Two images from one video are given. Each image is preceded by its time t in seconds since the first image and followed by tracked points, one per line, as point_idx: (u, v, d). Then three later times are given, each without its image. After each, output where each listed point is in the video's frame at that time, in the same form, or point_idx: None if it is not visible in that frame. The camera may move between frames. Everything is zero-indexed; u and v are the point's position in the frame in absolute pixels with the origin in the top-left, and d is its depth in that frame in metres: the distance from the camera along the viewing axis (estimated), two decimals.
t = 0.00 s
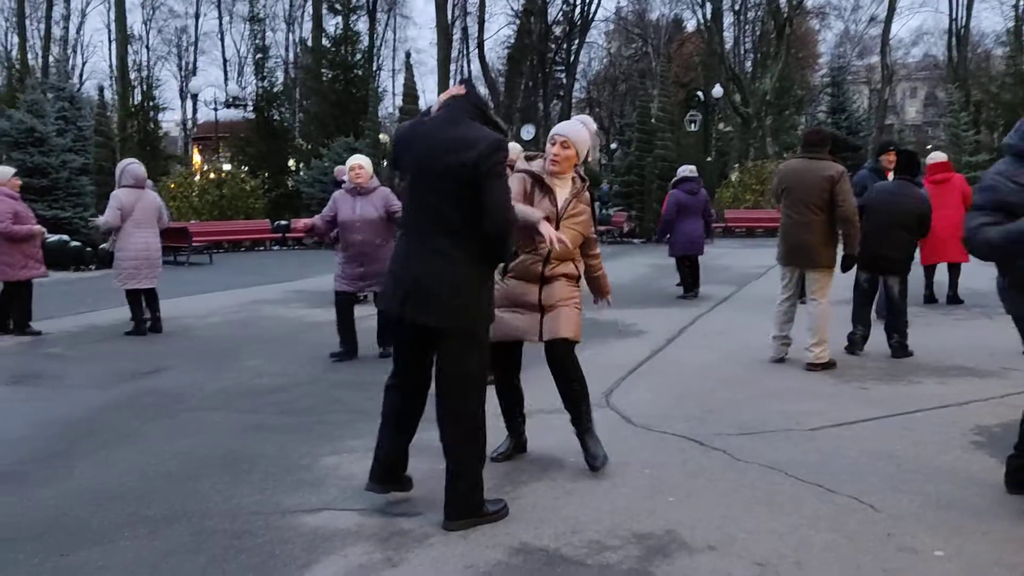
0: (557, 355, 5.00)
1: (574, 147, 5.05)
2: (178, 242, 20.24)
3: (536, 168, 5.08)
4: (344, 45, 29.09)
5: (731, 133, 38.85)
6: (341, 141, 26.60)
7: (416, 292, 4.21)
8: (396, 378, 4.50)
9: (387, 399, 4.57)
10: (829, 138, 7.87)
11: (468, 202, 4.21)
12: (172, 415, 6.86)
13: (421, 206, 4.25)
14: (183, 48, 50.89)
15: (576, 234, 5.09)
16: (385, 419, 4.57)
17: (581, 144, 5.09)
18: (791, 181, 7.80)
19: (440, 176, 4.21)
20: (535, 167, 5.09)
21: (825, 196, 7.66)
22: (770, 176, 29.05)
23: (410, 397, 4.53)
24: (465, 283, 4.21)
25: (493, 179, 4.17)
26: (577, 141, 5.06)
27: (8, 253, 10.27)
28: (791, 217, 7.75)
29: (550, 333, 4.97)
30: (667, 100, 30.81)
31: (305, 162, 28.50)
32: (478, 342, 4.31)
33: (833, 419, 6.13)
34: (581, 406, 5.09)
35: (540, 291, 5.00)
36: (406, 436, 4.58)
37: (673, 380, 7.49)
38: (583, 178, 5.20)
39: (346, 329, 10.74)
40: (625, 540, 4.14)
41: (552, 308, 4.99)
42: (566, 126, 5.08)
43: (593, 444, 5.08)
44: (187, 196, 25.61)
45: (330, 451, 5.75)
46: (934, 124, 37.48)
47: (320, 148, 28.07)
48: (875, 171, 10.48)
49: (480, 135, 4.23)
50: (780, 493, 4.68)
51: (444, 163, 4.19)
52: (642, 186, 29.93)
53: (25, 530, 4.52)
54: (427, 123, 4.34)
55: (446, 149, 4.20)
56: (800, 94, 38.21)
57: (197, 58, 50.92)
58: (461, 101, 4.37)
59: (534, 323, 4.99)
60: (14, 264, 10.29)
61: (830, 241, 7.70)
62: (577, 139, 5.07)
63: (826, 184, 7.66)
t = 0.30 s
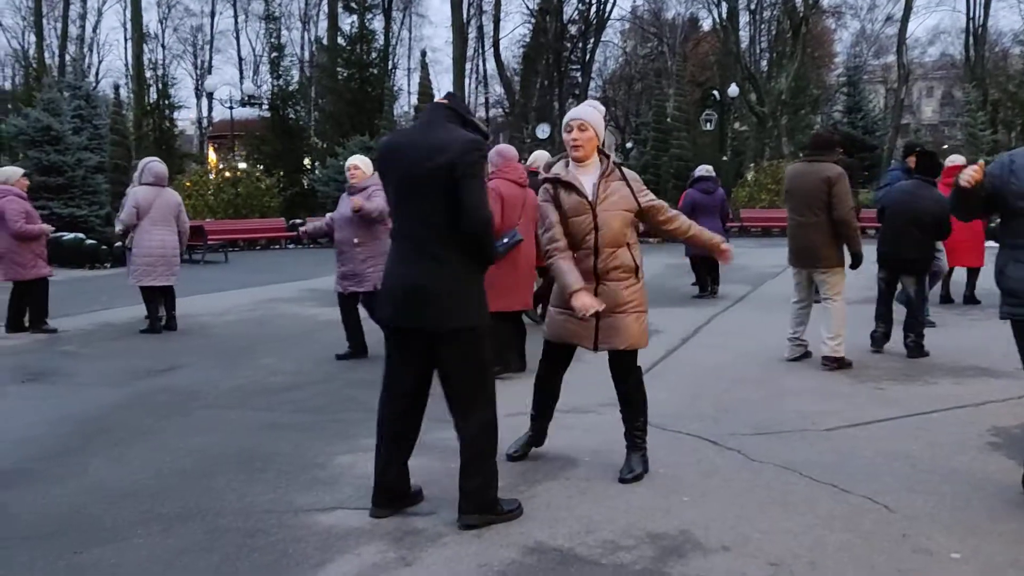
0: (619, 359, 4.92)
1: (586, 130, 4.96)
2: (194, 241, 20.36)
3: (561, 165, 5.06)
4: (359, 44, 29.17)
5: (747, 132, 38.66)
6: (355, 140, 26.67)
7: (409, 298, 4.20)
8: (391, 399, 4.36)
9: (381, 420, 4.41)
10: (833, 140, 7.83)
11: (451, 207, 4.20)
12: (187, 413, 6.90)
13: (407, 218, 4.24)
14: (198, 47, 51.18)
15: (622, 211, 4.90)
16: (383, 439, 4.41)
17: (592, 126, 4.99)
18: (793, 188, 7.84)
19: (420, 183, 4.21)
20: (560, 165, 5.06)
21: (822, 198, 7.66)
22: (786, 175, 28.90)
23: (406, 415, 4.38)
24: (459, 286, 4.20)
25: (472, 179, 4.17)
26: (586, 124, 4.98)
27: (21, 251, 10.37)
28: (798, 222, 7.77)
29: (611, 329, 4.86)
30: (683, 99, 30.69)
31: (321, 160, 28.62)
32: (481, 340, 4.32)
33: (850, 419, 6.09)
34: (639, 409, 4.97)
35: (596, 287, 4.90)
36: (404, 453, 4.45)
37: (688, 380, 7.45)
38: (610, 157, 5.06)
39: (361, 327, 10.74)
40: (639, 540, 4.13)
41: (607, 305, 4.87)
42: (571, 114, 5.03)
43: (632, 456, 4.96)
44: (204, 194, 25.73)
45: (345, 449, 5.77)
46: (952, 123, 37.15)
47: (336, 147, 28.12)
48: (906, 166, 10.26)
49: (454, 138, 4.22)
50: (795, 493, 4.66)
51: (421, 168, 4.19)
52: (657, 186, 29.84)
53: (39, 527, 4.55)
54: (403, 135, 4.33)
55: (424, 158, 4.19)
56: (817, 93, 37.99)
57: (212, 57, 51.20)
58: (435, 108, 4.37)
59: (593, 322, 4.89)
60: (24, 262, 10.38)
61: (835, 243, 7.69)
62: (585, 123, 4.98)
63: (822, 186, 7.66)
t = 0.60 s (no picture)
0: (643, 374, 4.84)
1: (594, 141, 4.94)
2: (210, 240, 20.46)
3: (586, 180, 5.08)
4: (376, 43, 29.22)
5: (764, 131, 38.47)
6: (371, 139, 26.71)
7: (387, 298, 4.30)
8: (390, 394, 4.45)
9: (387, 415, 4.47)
10: (848, 139, 7.72)
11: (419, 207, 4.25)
12: (202, 412, 6.92)
13: (388, 221, 4.38)
14: (217, 48, 51.49)
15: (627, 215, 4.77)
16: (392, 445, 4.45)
17: (604, 135, 4.95)
18: (803, 191, 7.84)
19: (396, 184, 4.32)
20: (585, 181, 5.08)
21: (829, 194, 7.64)
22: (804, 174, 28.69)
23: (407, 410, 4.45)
24: (429, 286, 4.23)
25: (432, 177, 4.18)
26: (597, 135, 4.95)
27: (41, 247, 10.46)
28: (804, 223, 7.82)
29: (629, 336, 4.76)
30: (700, 97, 30.57)
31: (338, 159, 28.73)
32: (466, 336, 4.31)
33: (867, 421, 6.02)
34: (653, 421, 4.88)
35: (614, 297, 4.82)
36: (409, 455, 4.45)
37: (701, 380, 7.41)
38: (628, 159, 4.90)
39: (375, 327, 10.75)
40: (652, 543, 4.09)
41: (625, 312, 4.77)
42: (584, 128, 5.04)
43: (643, 459, 4.89)
44: (221, 193, 25.85)
45: (358, 449, 5.76)
46: (972, 122, 36.81)
47: (352, 146, 28.21)
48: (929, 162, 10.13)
49: (424, 138, 4.28)
50: (811, 496, 4.61)
51: (397, 170, 4.32)
52: (673, 185, 29.73)
53: (54, 526, 4.57)
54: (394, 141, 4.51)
55: (398, 159, 4.32)
56: (835, 91, 37.75)
57: (231, 57, 51.50)
58: (423, 111, 4.47)
59: (613, 331, 4.82)
60: (44, 258, 10.47)
61: (841, 243, 7.67)
62: (596, 133, 4.96)
63: (831, 183, 7.63)
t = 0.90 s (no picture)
0: (645, 377, 4.81)
1: (598, 141, 5.03)
2: (227, 238, 20.54)
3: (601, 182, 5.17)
4: (391, 42, 29.17)
5: (782, 128, 38.20)
6: (387, 137, 26.71)
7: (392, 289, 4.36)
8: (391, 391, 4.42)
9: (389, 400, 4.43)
10: (866, 135, 7.64)
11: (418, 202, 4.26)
12: (214, 409, 6.93)
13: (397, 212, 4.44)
14: (235, 46, 51.74)
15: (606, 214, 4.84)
16: (395, 448, 4.41)
17: (610, 133, 5.04)
18: (819, 189, 7.74)
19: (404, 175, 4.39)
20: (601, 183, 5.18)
21: (842, 189, 7.56)
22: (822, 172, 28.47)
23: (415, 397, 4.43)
24: (426, 280, 4.24)
25: (429, 171, 4.18)
26: (603, 134, 5.04)
27: (63, 246, 10.56)
28: (819, 222, 7.81)
29: (613, 332, 4.78)
30: (716, 95, 30.37)
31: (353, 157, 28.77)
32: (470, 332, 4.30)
33: (884, 422, 5.94)
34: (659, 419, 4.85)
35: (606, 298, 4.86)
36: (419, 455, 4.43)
37: (715, 380, 7.36)
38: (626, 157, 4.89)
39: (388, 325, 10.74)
40: (662, 543, 4.06)
41: (612, 310, 4.79)
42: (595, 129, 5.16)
43: (656, 458, 4.85)
44: (238, 192, 25.93)
45: (369, 447, 5.75)
46: (994, 119, 36.36)
47: (367, 145, 28.23)
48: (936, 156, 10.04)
49: (428, 131, 4.28)
50: (826, 498, 4.55)
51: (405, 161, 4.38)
52: (690, 183, 29.54)
53: (67, 522, 4.59)
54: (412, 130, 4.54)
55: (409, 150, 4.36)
56: (853, 88, 37.42)
57: (248, 56, 51.74)
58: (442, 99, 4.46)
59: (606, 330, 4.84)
60: (65, 257, 10.56)
61: (852, 239, 7.60)
62: (603, 132, 5.06)
63: (844, 179, 7.55)
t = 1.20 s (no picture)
0: (638, 365, 4.77)
1: (597, 120, 4.96)
2: (241, 235, 20.64)
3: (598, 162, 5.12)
4: (404, 39, 29.16)
5: (797, 125, 37.99)
6: (400, 135, 26.73)
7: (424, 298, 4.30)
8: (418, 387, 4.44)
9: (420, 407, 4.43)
10: (892, 132, 7.62)
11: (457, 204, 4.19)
12: (225, 406, 6.96)
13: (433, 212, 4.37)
14: (249, 43, 51.94)
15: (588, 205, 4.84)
16: (417, 444, 4.43)
17: (611, 114, 4.96)
18: (837, 184, 7.83)
19: (444, 180, 4.32)
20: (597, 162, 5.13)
21: (865, 188, 7.56)
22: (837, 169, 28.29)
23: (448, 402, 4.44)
24: (460, 289, 4.18)
25: (476, 176, 4.11)
26: (603, 113, 4.97)
27: (80, 244, 10.62)
28: (842, 221, 7.75)
29: (580, 323, 4.85)
30: (730, 91, 30.23)
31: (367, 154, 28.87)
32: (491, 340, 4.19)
33: (898, 421, 5.89)
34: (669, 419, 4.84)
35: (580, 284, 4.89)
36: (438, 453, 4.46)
37: (726, 377, 7.32)
38: (619, 147, 4.83)
39: (399, 321, 10.74)
40: (669, 542, 4.04)
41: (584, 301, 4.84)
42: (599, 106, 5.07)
43: (664, 455, 4.84)
44: (252, 189, 26.02)
45: (378, 444, 5.75)
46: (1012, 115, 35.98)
47: (381, 142, 28.28)
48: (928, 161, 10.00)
49: (474, 137, 4.22)
50: (835, 497, 4.51)
51: (447, 165, 4.31)
52: (703, 180, 29.43)
53: (77, 517, 4.61)
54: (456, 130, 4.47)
55: (452, 152, 4.29)
56: (869, 84, 37.15)
57: (262, 53, 51.92)
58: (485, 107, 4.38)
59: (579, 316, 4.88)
60: (83, 255, 10.62)
61: (871, 238, 7.54)
62: (603, 111, 4.97)
63: (867, 178, 7.54)
